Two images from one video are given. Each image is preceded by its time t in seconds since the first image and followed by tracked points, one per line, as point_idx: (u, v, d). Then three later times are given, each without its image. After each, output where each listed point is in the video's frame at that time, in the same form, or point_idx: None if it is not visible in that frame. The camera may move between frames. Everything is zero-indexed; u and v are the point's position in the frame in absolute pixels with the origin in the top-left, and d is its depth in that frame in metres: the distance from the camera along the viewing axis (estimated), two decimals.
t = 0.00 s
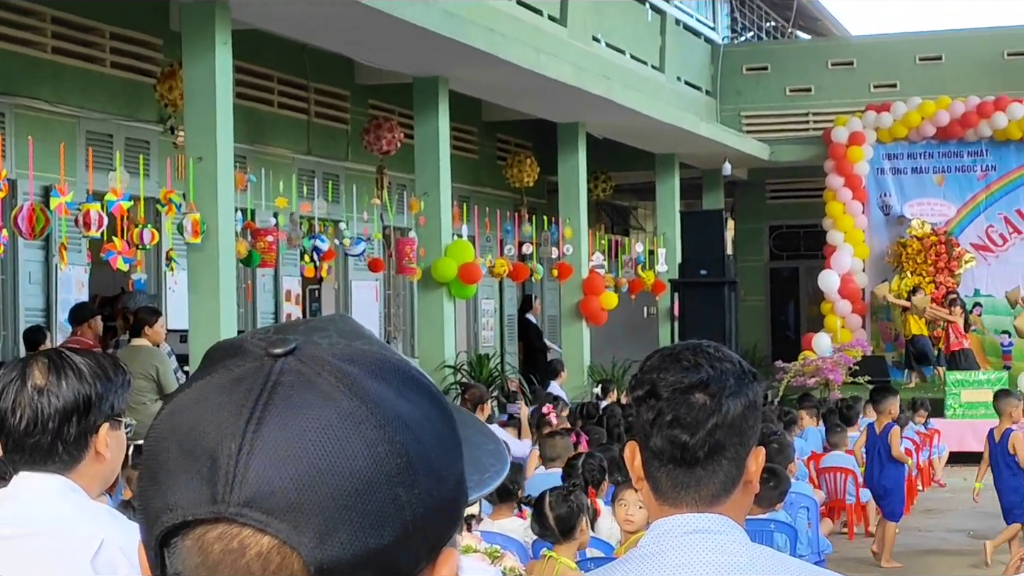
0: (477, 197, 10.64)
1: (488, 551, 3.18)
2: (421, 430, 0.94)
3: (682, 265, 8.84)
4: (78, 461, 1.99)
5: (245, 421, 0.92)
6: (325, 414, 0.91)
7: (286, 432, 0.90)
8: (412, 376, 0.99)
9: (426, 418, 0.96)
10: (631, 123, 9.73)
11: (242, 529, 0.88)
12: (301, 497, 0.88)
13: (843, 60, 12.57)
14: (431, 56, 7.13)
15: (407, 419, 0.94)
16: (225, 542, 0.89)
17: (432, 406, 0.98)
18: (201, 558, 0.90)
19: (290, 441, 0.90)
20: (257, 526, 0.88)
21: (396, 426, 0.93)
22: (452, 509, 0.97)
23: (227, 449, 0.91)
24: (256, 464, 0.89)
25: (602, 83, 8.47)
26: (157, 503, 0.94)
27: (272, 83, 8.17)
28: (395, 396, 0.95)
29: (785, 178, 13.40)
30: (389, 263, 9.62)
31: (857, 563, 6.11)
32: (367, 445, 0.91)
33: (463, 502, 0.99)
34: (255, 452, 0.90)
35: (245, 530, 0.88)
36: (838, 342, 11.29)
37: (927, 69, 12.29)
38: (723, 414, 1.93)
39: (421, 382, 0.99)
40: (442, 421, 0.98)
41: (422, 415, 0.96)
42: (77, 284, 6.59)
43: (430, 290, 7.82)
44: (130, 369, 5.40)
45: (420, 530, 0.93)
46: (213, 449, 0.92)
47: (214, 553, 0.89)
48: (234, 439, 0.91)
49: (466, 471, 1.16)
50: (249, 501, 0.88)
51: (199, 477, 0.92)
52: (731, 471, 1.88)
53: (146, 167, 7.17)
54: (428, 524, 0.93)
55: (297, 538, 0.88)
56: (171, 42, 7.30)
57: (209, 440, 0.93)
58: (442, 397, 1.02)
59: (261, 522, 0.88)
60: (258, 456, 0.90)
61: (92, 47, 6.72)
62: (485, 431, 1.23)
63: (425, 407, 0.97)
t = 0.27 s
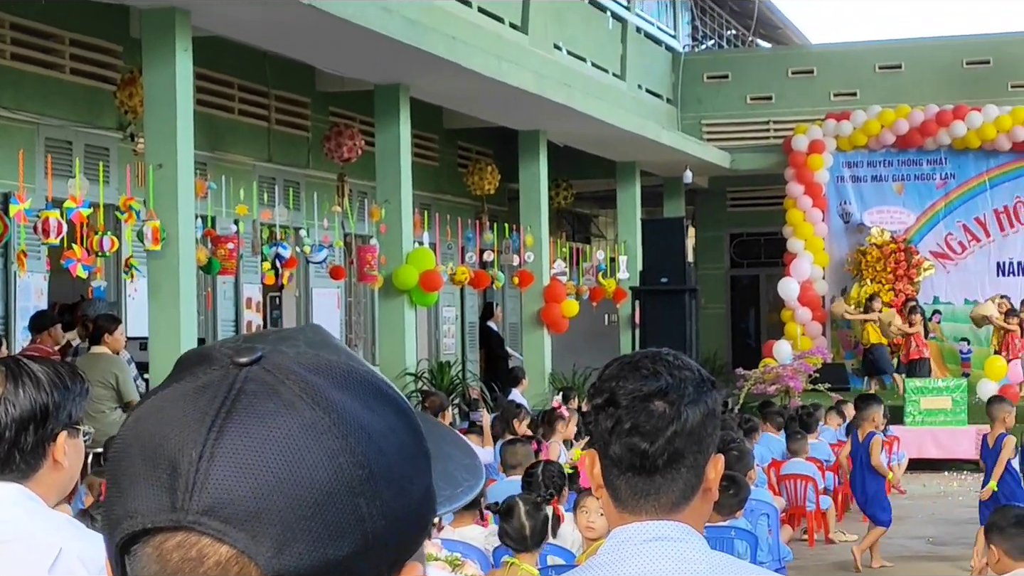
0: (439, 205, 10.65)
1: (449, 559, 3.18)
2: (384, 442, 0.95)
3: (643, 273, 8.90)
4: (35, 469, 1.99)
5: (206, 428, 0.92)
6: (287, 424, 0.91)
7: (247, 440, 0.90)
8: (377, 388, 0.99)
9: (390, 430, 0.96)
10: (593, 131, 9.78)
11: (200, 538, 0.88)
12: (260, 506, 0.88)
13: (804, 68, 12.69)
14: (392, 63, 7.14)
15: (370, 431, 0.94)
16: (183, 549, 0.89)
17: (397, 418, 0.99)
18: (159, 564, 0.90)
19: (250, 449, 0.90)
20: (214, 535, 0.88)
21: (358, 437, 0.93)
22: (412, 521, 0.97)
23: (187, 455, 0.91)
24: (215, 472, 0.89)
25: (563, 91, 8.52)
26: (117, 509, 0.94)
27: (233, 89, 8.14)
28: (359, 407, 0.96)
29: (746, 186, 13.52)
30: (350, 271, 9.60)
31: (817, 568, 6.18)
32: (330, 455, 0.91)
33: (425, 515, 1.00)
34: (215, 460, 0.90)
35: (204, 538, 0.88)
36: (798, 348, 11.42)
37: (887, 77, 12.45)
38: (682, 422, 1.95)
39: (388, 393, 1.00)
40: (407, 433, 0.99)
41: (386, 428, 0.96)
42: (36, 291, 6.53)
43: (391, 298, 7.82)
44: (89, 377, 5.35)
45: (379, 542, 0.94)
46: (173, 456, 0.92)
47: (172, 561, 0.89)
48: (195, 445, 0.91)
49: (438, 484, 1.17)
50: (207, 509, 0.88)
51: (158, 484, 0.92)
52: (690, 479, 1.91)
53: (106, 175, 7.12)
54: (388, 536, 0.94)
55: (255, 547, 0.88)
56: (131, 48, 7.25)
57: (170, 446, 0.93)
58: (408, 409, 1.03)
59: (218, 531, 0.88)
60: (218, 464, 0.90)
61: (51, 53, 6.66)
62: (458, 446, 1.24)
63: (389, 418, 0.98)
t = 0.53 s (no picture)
0: (400, 213, 10.66)
1: (409, 568, 3.19)
2: (345, 452, 0.96)
3: (604, 281, 8.95)
4: None
5: (166, 437, 0.93)
6: (246, 433, 0.92)
7: (205, 450, 0.91)
8: (340, 398, 1.00)
9: (351, 441, 0.97)
10: (554, 139, 9.83)
11: (157, 546, 0.89)
12: (217, 515, 0.89)
13: (763, 78, 12.82)
14: (353, 71, 7.14)
15: (330, 441, 0.95)
16: (140, 558, 0.90)
17: (359, 428, 1.00)
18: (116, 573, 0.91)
19: (209, 458, 0.91)
20: (170, 544, 0.89)
21: (317, 448, 0.94)
22: (373, 532, 0.98)
23: (146, 463, 0.92)
24: (174, 480, 0.90)
25: (524, 99, 8.56)
26: (77, 518, 0.95)
27: (193, 98, 8.11)
28: (320, 418, 0.97)
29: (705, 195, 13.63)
30: (311, 279, 9.58)
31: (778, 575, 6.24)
32: (288, 465, 0.92)
33: (387, 525, 1.01)
34: (173, 469, 0.91)
35: (161, 548, 0.89)
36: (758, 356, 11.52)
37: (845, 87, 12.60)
38: (641, 430, 1.98)
39: (351, 404, 1.01)
40: (369, 444, 1.00)
41: (347, 437, 0.97)
42: None
43: (352, 306, 7.81)
44: (48, 386, 5.31)
45: (338, 553, 0.94)
46: (132, 464, 0.93)
47: (128, 568, 0.90)
48: (154, 453, 0.92)
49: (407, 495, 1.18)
50: (165, 518, 0.89)
51: (117, 492, 0.93)
52: (650, 487, 1.94)
53: (65, 183, 7.07)
54: (347, 547, 0.95)
55: (211, 557, 0.89)
56: (90, 56, 7.21)
57: (130, 454, 0.94)
58: (373, 420, 1.03)
59: (175, 539, 0.89)
60: (176, 474, 0.91)
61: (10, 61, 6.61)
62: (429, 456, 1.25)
63: (350, 429, 0.99)
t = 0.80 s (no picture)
0: (357, 222, 10.65)
1: None
2: (306, 465, 0.96)
3: (562, 291, 8.99)
4: None
5: (127, 448, 0.92)
6: (207, 446, 0.92)
7: (167, 462, 0.91)
8: (303, 410, 1.00)
9: (313, 452, 0.97)
10: (513, 149, 9.87)
11: (116, 559, 0.89)
12: (177, 527, 0.89)
13: (721, 88, 12.95)
14: (312, 80, 7.14)
15: (292, 454, 0.95)
16: (100, 570, 0.90)
17: (323, 440, 0.99)
18: None
19: (169, 471, 0.90)
20: (130, 555, 0.89)
21: (280, 460, 0.94)
22: (334, 543, 0.98)
23: (107, 475, 0.91)
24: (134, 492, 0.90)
25: (482, 109, 8.59)
26: (36, 528, 0.94)
27: (150, 107, 8.07)
28: (284, 429, 0.96)
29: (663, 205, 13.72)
30: (268, 288, 9.53)
31: None
32: (249, 479, 0.91)
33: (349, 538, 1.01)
34: (134, 479, 0.90)
35: (120, 561, 0.89)
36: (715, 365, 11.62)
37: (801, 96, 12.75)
38: (600, 440, 2.00)
39: (313, 415, 1.00)
40: (332, 455, 1.00)
41: (311, 449, 0.97)
42: None
43: (309, 315, 7.79)
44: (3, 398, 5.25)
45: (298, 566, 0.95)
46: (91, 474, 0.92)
47: None
48: (115, 463, 0.91)
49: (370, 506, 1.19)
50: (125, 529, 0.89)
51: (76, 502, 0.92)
52: (609, 496, 1.96)
53: (21, 191, 7.01)
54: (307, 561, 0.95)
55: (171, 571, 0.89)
56: (46, 64, 7.16)
57: (90, 464, 0.93)
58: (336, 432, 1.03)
59: (134, 551, 0.89)
60: (136, 485, 0.90)
61: None
62: (394, 466, 1.26)
63: (314, 441, 0.98)
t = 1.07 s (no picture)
0: (312, 230, 10.65)
1: None
2: (263, 479, 0.91)
3: (518, 299, 9.04)
4: None
5: (77, 460, 0.86)
6: (160, 459, 0.86)
7: (118, 475, 0.85)
8: (259, 419, 0.95)
9: (269, 463, 0.92)
10: (469, 157, 9.90)
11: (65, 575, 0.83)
12: (131, 542, 0.84)
13: (675, 96, 13.08)
14: (267, 87, 7.13)
15: (247, 468, 0.90)
16: None
17: (279, 451, 0.95)
18: None
19: (121, 484, 0.85)
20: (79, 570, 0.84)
21: (235, 474, 0.89)
22: (289, 557, 0.94)
23: (56, 487, 0.85)
24: (84, 506, 0.84)
25: (438, 117, 8.61)
26: None
27: (104, 114, 8.02)
28: (239, 440, 0.91)
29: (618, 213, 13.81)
30: (223, 296, 9.50)
31: None
32: (202, 491, 0.87)
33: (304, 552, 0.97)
34: (85, 493, 0.84)
35: None
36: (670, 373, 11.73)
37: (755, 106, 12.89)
38: (555, 448, 2.03)
39: (269, 425, 0.95)
40: (288, 466, 0.95)
41: (266, 461, 0.92)
42: None
43: (264, 323, 7.76)
44: None
45: None
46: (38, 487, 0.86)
47: None
48: (64, 474, 0.85)
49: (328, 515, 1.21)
50: (74, 544, 0.83)
51: (21, 513, 0.85)
52: (564, 504, 2.00)
53: None
54: None
55: None
56: None
57: (38, 475, 0.86)
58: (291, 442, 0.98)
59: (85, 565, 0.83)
60: (86, 499, 0.84)
61: None
62: (348, 475, 1.27)
63: (270, 451, 0.93)
